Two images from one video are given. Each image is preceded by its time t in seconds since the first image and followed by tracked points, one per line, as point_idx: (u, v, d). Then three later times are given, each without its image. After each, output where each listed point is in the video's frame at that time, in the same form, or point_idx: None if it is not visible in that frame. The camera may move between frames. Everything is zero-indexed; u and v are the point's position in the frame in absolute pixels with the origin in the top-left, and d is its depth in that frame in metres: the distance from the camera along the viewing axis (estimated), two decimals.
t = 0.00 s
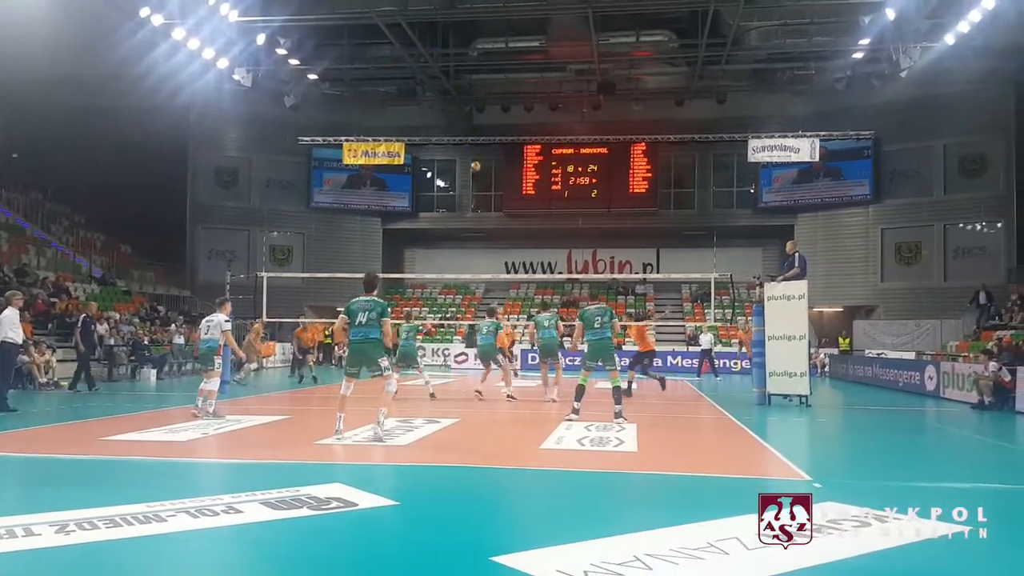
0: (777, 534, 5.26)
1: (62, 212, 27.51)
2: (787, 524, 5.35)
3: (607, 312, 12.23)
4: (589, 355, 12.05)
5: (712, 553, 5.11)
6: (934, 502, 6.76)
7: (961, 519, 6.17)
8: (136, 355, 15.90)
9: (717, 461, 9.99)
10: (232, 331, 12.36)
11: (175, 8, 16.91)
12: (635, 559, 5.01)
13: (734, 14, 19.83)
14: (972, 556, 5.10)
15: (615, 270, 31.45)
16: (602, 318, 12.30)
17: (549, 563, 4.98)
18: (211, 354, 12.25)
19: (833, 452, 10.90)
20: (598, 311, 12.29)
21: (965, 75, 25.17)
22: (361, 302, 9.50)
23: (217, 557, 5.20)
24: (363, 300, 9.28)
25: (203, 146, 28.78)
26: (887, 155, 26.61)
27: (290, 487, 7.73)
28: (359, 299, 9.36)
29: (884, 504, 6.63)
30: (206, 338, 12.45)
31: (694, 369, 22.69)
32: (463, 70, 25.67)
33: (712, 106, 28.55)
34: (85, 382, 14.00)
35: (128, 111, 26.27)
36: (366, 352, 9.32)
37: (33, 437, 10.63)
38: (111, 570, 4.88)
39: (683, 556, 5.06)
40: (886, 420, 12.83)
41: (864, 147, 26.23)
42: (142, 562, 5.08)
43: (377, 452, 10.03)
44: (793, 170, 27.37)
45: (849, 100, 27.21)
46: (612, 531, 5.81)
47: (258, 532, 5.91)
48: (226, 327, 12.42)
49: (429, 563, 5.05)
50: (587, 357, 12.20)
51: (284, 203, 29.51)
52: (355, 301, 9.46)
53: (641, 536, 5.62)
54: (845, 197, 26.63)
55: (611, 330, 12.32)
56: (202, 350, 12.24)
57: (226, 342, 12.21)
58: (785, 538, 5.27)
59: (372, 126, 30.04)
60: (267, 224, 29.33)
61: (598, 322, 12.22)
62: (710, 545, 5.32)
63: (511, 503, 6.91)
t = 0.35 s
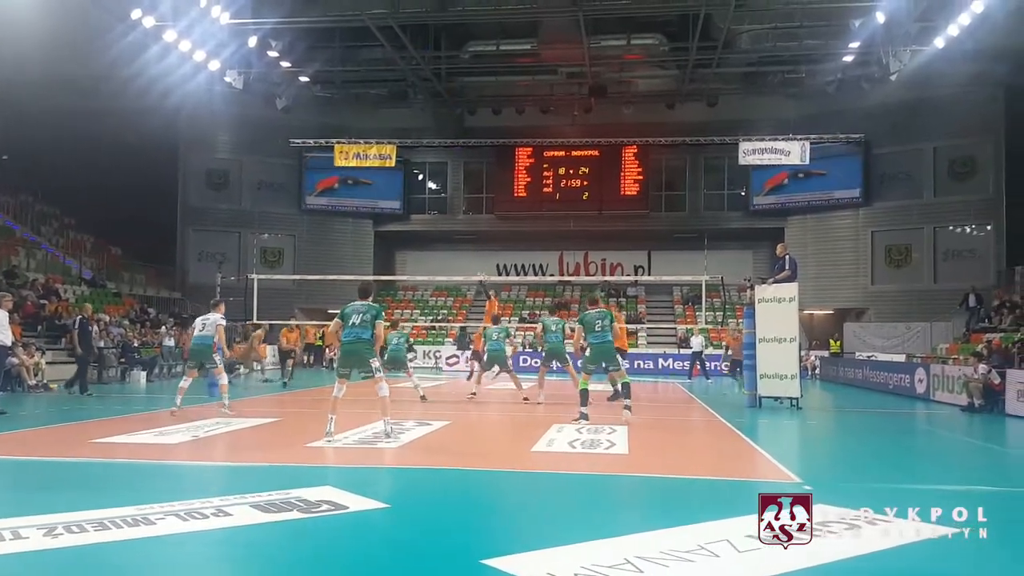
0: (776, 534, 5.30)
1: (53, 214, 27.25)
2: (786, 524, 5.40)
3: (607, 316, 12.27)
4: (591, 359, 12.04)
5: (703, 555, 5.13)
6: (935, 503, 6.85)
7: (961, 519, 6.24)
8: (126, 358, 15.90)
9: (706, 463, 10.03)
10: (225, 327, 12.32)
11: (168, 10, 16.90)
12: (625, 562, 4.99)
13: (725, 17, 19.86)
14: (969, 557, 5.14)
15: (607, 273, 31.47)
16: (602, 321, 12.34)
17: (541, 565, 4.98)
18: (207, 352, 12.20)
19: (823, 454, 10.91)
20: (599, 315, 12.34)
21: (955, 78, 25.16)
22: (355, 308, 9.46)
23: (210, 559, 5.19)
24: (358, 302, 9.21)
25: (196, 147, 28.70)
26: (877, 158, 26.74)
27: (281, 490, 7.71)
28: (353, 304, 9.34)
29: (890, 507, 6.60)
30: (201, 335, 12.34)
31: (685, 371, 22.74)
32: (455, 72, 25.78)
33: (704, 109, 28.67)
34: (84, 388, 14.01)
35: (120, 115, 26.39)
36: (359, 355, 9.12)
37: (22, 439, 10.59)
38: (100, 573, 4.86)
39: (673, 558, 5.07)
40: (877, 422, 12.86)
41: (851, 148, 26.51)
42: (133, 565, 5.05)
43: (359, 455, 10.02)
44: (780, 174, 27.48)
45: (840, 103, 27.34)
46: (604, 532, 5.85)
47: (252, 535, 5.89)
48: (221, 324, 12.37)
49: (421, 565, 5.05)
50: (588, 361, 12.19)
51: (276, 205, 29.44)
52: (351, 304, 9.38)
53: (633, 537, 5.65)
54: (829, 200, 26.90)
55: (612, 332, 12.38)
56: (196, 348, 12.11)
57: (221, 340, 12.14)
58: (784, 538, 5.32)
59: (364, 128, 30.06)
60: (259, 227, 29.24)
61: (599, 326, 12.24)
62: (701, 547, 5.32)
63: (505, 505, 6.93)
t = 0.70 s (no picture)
0: (777, 534, 5.32)
1: (54, 217, 25.97)
2: (787, 525, 5.40)
3: (612, 317, 12.23)
4: (593, 359, 11.97)
5: (701, 559, 5.10)
6: (932, 503, 6.95)
7: (961, 519, 6.30)
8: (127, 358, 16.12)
9: (706, 466, 9.99)
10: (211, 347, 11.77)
11: (166, 15, 17.12)
12: (622, 566, 4.97)
13: (721, 18, 19.77)
14: (970, 558, 5.15)
15: (602, 275, 31.36)
16: (607, 324, 12.29)
17: (539, 568, 4.97)
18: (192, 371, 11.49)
19: (822, 457, 10.80)
20: (605, 317, 12.28)
21: (956, 77, 24.91)
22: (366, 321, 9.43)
23: (210, 559, 5.23)
24: (373, 315, 9.21)
25: (193, 152, 28.93)
26: (876, 159, 26.51)
27: (280, 491, 7.76)
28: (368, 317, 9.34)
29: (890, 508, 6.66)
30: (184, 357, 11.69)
31: (681, 373, 22.66)
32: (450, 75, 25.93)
33: (701, 109, 28.54)
34: (91, 387, 14.12)
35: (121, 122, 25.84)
36: (373, 364, 9.15)
37: (23, 440, 10.74)
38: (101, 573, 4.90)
39: (672, 561, 5.05)
40: (876, 425, 12.74)
41: (849, 150, 26.15)
42: (135, 565, 5.09)
43: (351, 457, 10.00)
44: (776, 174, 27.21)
45: (839, 103, 27.08)
46: (602, 534, 5.84)
47: (254, 535, 5.94)
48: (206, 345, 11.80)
49: (420, 567, 5.04)
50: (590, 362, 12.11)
51: (274, 208, 29.74)
52: (365, 318, 9.37)
53: (630, 540, 5.64)
54: (825, 201, 26.59)
55: (615, 336, 12.33)
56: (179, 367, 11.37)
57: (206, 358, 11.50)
58: (784, 538, 5.33)
59: (361, 131, 30.28)
60: (257, 230, 29.49)
61: (604, 327, 12.17)
62: (699, 551, 5.29)
63: (503, 507, 6.94)
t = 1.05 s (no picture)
0: (777, 534, 5.09)
1: (89, 221, 26.73)
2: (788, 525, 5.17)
3: (633, 332, 12.12)
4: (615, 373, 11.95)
5: (736, 565, 4.99)
6: (933, 503, 7.00)
7: (961, 519, 6.36)
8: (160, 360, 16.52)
9: (736, 469, 9.92)
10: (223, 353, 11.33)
11: (195, 22, 17.39)
12: (656, 570, 4.90)
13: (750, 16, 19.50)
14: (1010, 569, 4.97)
15: (629, 276, 31.22)
16: (629, 337, 12.14)
17: (568, 571, 4.91)
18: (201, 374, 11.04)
19: (856, 463, 10.56)
20: (626, 331, 12.16)
21: (991, 74, 24.42)
22: (429, 317, 9.59)
23: (237, 559, 5.26)
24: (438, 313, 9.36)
25: (225, 155, 29.10)
26: (910, 158, 25.88)
27: (313, 491, 7.83)
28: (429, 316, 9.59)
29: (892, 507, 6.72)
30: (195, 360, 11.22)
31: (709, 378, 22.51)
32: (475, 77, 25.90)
33: (729, 109, 28.11)
34: (127, 387, 14.53)
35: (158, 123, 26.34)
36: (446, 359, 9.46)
37: (56, 439, 11.00)
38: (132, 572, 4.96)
39: (705, 566, 4.96)
40: (911, 430, 12.45)
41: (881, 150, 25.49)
42: (167, 564, 5.14)
43: (380, 457, 10.14)
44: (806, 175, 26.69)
45: (869, 101, 26.43)
46: (632, 539, 5.78)
47: (284, 535, 5.98)
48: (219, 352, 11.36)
49: (449, 570, 5.01)
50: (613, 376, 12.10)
51: (302, 211, 30.05)
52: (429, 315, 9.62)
53: (661, 545, 5.56)
54: (858, 202, 26.01)
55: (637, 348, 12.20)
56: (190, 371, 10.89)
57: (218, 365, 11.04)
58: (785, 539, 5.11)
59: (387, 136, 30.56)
60: (286, 233, 29.84)
61: (626, 341, 12.04)
62: (734, 557, 5.19)
63: (531, 510, 6.91)
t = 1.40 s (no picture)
0: (777, 534, 5.45)
1: (117, 223, 27.56)
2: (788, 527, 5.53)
3: (663, 328, 12.03)
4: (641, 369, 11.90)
5: (765, 566, 4.95)
6: (937, 504, 6.95)
7: (961, 519, 6.35)
8: (187, 360, 16.68)
9: (762, 471, 9.82)
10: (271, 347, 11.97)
11: (222, 25, 17.49)
12: (683, 572, 4.87)
13: (777, 15, 19.39)
14: None
15: (655, 277, 31.13)
16: (658, 333, 12.09)
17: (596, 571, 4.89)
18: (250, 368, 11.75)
19: (888, 465, 10.45)
20: (655, 327, 12.08)
21: None
22: (503, 327, 9.64)
23: (264, 559, 5.26)
24: (513, 324, 9.47)
25: (251, 159, 29.43)
26: (940, 157, 25.60)
27: (338, 491, 7.83)
28: (504, 325, 9.61)
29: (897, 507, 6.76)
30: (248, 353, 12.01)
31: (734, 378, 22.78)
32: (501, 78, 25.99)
33: (756, 108, 27.89)
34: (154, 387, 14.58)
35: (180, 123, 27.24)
36: (519, 371, 9.46)
37: (88, 438, 11.15)
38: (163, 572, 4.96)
39: (734, 568, 4.91)
40: (942, 432, 12.28)
41: (912, 149, 25.27)
42: (196, 564, 5.14)
43: (406, 457, 10.18)
44: (837, 173, 26.55)
45: (899, 100, 26.22)
46: (656, 540, 5.72)
47: (309, 535, 5.96)
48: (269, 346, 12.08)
49: (475, 570, 5.02)
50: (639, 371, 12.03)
51: (326, 212, 30.16)
52: (502, 327, 9.67)
53: (688, 546, 5.52)
54: (887, 201, 25.80)
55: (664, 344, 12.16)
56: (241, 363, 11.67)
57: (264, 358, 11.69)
58: (784, 539, 5.45)
59: (412, 137, 30.57)
60: (311, 234, 30.00)
61: (654, 337, 11.98)
62: (762, 558, 5.13)
63: (556, 510, 6.89)
